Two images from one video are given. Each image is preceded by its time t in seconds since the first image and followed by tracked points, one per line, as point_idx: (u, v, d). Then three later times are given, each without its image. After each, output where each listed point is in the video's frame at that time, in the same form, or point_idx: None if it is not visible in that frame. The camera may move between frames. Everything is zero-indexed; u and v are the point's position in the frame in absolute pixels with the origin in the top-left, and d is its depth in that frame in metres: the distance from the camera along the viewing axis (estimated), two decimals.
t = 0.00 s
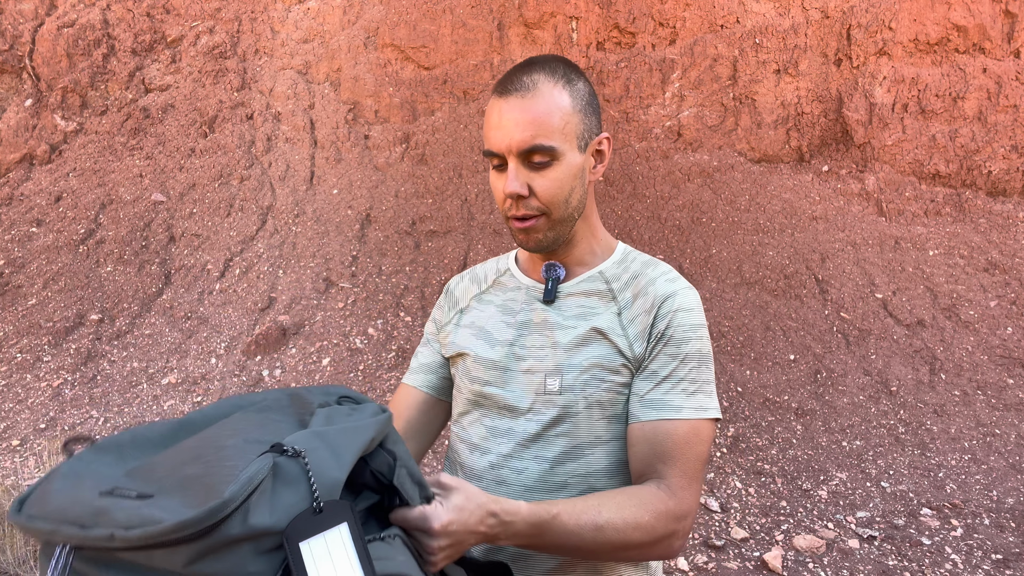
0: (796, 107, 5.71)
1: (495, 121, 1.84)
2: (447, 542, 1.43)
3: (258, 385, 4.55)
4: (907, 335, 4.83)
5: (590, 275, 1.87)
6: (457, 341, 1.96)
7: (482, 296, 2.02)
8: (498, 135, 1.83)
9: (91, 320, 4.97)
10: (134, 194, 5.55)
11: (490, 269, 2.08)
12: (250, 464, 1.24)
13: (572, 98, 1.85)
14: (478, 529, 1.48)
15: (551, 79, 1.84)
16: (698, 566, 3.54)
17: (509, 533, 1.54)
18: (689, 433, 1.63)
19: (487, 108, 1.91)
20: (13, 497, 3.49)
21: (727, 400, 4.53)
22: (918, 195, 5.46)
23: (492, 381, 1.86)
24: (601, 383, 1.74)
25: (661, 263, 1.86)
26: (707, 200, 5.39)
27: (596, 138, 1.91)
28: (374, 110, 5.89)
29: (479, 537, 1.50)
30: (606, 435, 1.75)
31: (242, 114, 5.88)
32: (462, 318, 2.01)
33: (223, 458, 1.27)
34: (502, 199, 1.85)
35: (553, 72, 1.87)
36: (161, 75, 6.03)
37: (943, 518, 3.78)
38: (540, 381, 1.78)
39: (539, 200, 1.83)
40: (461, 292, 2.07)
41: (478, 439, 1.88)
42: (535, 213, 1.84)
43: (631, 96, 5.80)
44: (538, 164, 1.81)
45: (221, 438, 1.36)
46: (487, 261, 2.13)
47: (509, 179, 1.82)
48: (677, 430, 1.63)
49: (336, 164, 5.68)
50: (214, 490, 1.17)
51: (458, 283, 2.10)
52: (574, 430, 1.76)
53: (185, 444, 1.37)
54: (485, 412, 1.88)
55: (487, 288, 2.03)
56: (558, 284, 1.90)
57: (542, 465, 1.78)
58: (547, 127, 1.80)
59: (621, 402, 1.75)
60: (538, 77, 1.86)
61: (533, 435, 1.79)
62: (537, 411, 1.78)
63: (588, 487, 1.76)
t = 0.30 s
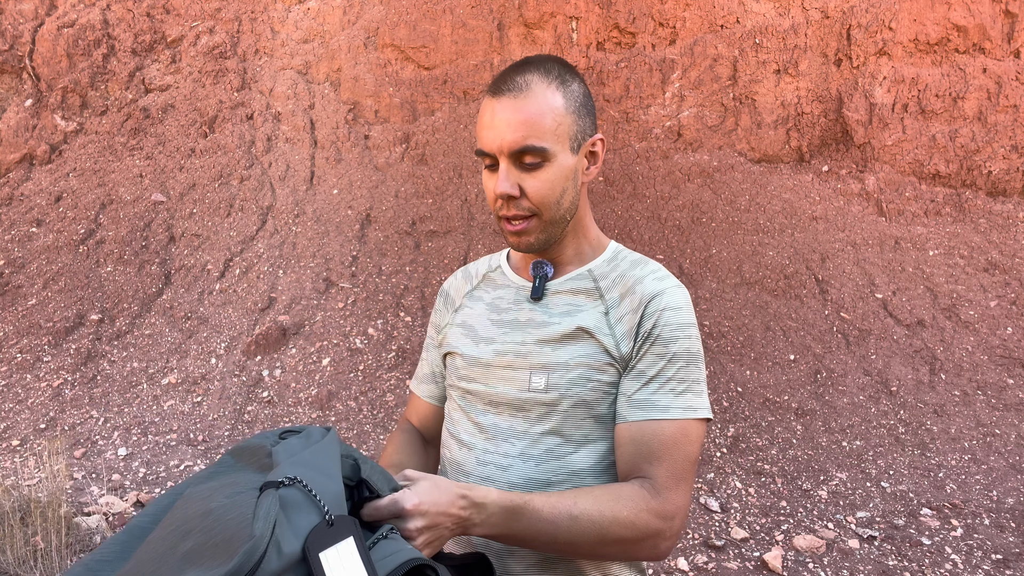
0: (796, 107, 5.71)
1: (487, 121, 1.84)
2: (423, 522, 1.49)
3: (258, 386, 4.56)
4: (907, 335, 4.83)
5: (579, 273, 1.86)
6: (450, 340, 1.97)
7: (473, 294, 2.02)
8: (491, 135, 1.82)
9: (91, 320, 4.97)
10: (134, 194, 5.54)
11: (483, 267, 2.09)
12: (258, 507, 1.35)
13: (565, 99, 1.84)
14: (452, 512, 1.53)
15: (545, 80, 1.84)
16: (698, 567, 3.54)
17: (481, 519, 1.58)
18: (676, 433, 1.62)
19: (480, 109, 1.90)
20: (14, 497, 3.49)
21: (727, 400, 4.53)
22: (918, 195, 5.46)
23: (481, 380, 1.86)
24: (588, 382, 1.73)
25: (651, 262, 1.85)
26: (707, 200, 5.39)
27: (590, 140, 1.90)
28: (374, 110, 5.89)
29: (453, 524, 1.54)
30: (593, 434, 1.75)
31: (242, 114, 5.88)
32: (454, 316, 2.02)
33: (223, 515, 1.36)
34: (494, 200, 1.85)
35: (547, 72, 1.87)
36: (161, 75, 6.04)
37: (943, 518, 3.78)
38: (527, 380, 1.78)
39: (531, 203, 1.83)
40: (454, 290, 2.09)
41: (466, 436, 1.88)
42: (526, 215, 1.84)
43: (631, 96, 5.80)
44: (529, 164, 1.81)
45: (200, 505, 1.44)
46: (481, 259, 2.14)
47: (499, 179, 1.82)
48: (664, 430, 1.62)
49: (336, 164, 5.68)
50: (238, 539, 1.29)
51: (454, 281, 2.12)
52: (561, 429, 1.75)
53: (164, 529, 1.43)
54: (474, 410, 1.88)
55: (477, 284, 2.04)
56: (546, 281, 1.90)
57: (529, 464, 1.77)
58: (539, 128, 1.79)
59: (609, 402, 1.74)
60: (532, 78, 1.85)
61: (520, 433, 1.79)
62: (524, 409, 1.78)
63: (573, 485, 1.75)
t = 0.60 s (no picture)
0: (796, 107, 5.71)
1: (483, 118, 1.84)
2: (426, 515, 1.47)
3: (258, 386, 4.56)
4: (907, 335, 4.83)
5: (578, 270, 1.87)
6: (446, 337, 1.97)
7: (471, 291, 2.02)
8: (486, 132, 1.83)
9: (91, 320, 4.97)
10: (134, 194, 5.54)
11: (480, 265, 2.09)
12: (234, 533, 1.25)
13: (561, 98, 1.84)
14: (455, 501, 1.52)
15: (541, 79, 1.84)
16: (698, 567, 3.54)
17: (483, 507, 1.57)
18: (677, 427, 1.62)
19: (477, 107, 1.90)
20: (13, 497, 3.49)
21: (727, 400, 4.53)
22: (918, 195, 5.46)
23: (478, 376, 1.86)
24: (587, 378, 1.73)
25: (649, 259, 1.85)
26: (707, 200, 5.39)
27: (586, 139, 1.90)
28: (374, 110, 5.89)
29: (457, 513, 1.54)
30: (592, 431, 1.75)
31: (242, 114, 5.88)
32: (451, 314, 2.02)
33: (199, 535, 1.25)
34: (488, 196, 1.85)
35: (544, 71, 1.87)
36: (161, 75, 6.04)
37: (943, 518, 3.78)
38: (526, 376, 1.78)
39: (524, 200, 1.82)
40: (451, 288, 2.08)
41: (464, 434, 1.88)
42: (520, 211, 1.84)
43: (631, 96, 5.79)
44: (524, 161, 1.81)
45: (176, 518, 1.31)
46: (478, 257, 2.13)
47: (494, 175, 1.82)
48: (666, 425, 1.62)
49: (336, 164, 5.68)
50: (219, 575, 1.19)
51: (451, 279, 2.11)
52: (560, 426, 1.75)
53: (141, 538, 1.32)
54: (471, 408, 1.87)
55: (475, 281, 2.04)
56: (544, 278, 1.89)
57: (529, 461, 1.77)
58: (534, 124, 1.79)
59: (608, 398, 1.75)
60: (528, 76, 1.85)
61: (518, 430, 1.78)
62: (522, 405, 1.78)
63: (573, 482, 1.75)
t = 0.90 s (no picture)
0: (796, 107, 5.71)
1: (482, 116, 1.85)
2: (432, 516, 1.48)
3: (258, 386, 4.57)
4: (907, 335, 4.83)
5: (577, 272, 1.86)
6: (446, 336, 1.97)
7: (471, 289, 2.01)
8: (486, 130, 1.83)
9: (91, 320, 4.97)
10: (134, 194, 5.54)
11: (482, 262, 2.08)
12: (234, 535, 1.26)
13: (560, 97, 1.84)
14: (458, 501, 1.52)
15: (540, 78, 1.84)
16: (698, 567, 3.53)
17: (484, 508, 1.57)
18: (677, 430, 1.62)
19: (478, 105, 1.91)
20: (13, 497, 3.49)
21: (727, 400, 4.53)
22: (918, 195, 5.46)
23: (477, 376, 1.85)
24: (587, 381, 1.73)
25: (648, 260, 1.84)
26: (707, 200, 5.39)
27: (584, 139, 1.89)
28: (374, 110, 5.89)
29: (461, 513, 1.54)
30: (591, 432, 1.75)
31: (242, 114, 5.88)
32: (451, 312, 2.01)
33: (200, 537, 1.28)
34: (486, 194, 1.85)
35: (543, 71, 1.87)
36: (161, 75, 6.04)
37: (943, 518, 3.78)
38: (526, 377, 1.77)
39: (522, 198, 1.82)
40: (451, 284, 2.08)
41: (463, 434, 1.88)
42: (519, 209, 1.83)
43: (631, 96, 5.79)
44: (522, 159, 1.81)
45: (179, 521, 1.35)
46: (479, 253, 2.13)
47: (493, 173, 1.82)
48: (666, 427, 1.62)
49: (336, 164, 5.68)
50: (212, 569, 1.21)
51: (452, 274, 2.11)
52: (559, 427, 1.75)
53: (147, 541, 1.37)
54: (470, 408, 1.87)
55: (475, 279, 2.04)
56: (544, 280, 1.89)
57: (528, 462, 1.77)
58: (533, 122, 1.79)
59: (607, 400, 1.74)
60: (528, 75, 1.85)
61: (517, 431, 1.79)
62: (521, 407, 1.78)
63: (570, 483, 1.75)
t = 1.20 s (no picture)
0: (796, 107, 5.71)
1: (478, 115, 1.84)
2: (434, 515, 1.48)
3: (258, 386, 4.57)
4: (907, 335, 4.83)
5: (577, 272, 1.83)
6: (447, 331, 1.97)
7: (473, 284, 2.00)
8: (482, 128, 1.82)
9: (91, 320, 4.97)
10: (134, 193, 5.54)
11: (485, 254, 2.05)
12: (230, 543, 1.25)
13: (557, 95, 1.83)
14: (458, 503, 1.53)
15: (537, 76, 1.83)
16: (698, 567, 3.53)
17: (484, 509, 1.58)
18: (678, 429, 1.63)
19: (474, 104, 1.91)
20: (14, 497, 3.49)
21: (727, 400, 4.53)
22: (918, 195, 5.46)
23: (478, 373, 1.85)
24: (588, 380, 1.73)
25: (648, 260, 1.83)
26: (707, 200, 5.39)
27: (581, 138, 1.89)
28: (374, 110, 5.89)
29: (460, 514, 1.54)
30: (592, 432, 1.75)
31: (242, 114, 5.88)
32: (452, 307, 2.00)
33: (201, 542, 1.26)
34: (483, 193, 1.83)
35: (540, 69, 1.86)
36: (161, 75, 6.04)
37: (943, 518, 3.78)
38: (526, 376, 1.77)
39: (519, 196, 1.80)
40: (453, 277, 2.06)
41: (463, 431, 1.88)
42: (516, 208, 1.81)
43: (631, 96, 5.79)
44: (519, 157, 1.79)
45: (178, 526, 1.33)
46: (482, 245, 2.11)
47: (489, 172, 1.80)
48: (668, 428, 1.63)
49: (336, 164, 5.68)
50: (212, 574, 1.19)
51: (454, 265, 2.09)
52: (560, 426, 1.76)
53: (145, 547, 1.34)
54: (470, 405, 1.87)
55: (477, 272, 2.01)
56: (544, 279, 1.86)
57: (528, 461, 1.77)
58: (529, 120, 1.78)
59: (608, 400, 1.74)
60: (524, 73, 1.85)
61: (517, 430, 1.79)
62: (522, 404, 1.78)
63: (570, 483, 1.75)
